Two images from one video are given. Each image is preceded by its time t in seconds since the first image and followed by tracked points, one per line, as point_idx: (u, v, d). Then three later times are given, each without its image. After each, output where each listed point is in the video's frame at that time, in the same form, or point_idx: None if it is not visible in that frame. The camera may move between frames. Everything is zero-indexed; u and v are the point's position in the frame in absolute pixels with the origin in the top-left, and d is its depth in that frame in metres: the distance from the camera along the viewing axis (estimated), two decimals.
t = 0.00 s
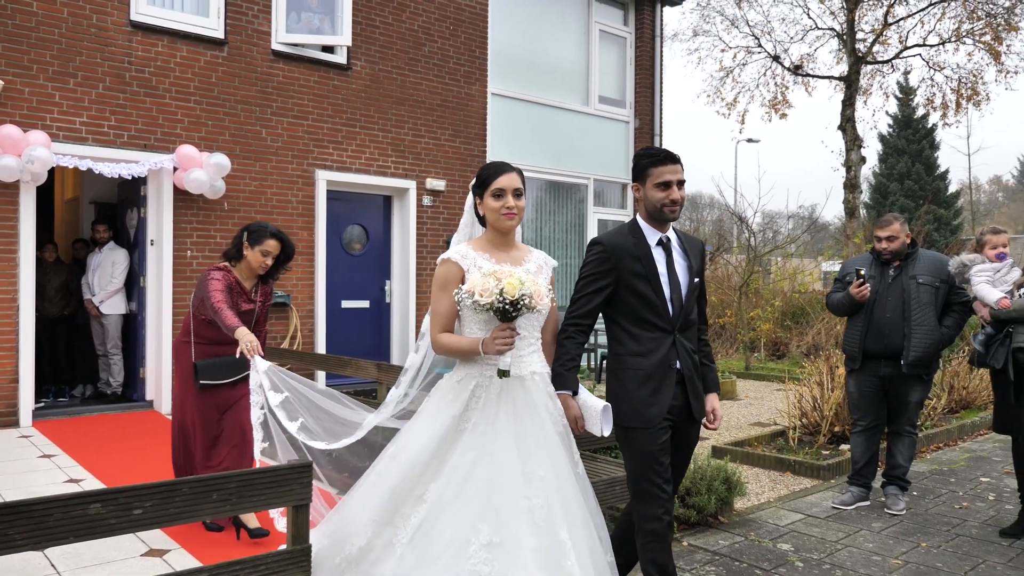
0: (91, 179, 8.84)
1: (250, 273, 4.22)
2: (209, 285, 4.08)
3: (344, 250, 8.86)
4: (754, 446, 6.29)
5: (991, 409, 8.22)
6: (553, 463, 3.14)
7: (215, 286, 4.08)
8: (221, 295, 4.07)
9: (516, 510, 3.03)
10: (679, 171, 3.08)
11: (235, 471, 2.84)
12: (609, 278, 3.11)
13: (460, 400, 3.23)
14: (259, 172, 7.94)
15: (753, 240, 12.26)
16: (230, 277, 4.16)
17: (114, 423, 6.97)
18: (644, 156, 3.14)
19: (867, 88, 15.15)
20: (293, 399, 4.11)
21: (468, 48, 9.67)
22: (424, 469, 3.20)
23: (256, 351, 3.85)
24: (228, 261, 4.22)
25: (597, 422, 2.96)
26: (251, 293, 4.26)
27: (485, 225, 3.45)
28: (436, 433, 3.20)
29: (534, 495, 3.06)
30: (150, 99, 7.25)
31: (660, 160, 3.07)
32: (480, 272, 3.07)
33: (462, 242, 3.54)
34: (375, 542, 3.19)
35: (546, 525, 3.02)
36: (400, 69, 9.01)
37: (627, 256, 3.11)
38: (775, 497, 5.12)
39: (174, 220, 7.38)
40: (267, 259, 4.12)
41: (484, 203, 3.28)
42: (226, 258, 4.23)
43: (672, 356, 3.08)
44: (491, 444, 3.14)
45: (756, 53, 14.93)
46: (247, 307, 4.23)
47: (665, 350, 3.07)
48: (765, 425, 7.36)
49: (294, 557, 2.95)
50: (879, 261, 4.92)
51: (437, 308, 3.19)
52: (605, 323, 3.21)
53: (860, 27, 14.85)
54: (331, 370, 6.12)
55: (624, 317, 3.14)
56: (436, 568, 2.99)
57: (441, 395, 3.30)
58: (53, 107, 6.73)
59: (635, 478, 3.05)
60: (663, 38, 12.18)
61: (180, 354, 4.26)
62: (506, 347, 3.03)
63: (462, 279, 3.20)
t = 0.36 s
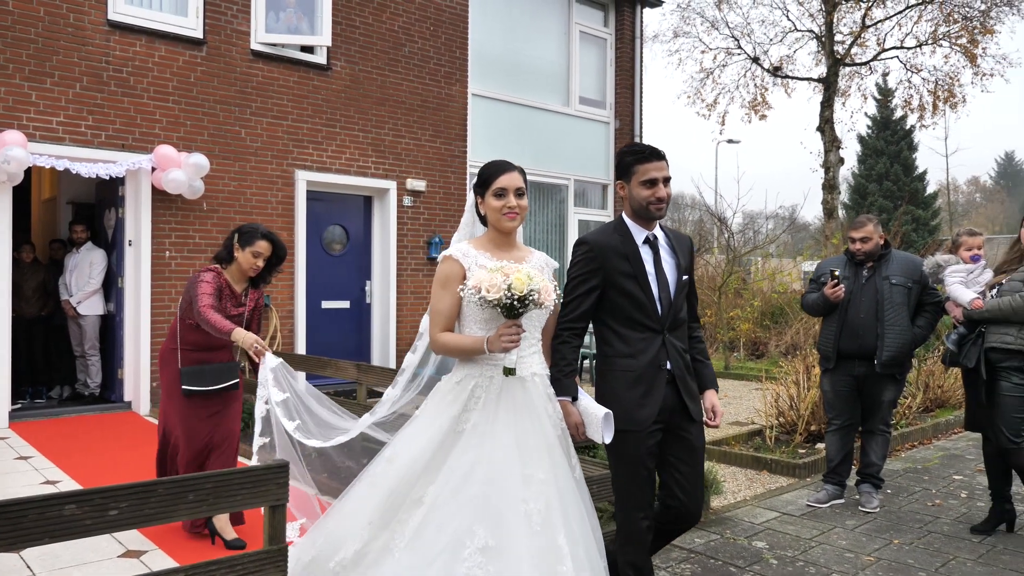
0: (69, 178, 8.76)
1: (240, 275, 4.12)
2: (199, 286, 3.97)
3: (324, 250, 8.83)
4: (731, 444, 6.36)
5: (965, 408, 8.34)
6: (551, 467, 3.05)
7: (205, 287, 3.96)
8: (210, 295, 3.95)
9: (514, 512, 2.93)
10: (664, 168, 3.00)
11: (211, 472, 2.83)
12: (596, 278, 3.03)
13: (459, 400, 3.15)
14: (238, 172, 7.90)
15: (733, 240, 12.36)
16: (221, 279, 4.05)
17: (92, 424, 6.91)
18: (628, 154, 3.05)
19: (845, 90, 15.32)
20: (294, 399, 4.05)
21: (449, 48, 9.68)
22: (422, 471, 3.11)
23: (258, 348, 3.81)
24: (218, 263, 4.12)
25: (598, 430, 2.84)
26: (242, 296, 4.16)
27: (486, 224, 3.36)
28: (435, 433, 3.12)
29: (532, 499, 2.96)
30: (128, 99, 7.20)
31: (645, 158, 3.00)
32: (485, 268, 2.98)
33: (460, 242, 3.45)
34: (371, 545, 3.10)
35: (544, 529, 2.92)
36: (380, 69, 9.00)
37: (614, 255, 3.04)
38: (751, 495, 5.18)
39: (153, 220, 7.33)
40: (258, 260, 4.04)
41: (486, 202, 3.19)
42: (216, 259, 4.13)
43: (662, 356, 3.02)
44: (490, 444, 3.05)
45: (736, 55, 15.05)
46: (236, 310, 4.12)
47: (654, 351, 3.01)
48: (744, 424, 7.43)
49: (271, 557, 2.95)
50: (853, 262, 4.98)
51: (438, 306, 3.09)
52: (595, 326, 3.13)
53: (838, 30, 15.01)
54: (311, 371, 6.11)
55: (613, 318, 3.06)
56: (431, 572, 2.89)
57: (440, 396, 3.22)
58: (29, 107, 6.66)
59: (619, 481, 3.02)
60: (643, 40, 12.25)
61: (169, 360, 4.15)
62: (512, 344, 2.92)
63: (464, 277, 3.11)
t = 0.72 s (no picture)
0: (53, 177, 8.72)
1: (233, 271, 4.03)
2: (191, 281, 3.85)
3: (309, 248, 8.84)
4: (715, 441, 6.41)
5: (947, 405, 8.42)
6: (552, 460, 2.94)
7: (196, 283, 3.86)
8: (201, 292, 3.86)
9: (518, 505, 2.78)
10: (661, 158, 3.02)
11: (191, 467, 2.84)
12: (588, 272, 3.03)
13: (455, 395, 3.03)
14: (223, 171, 7.88)
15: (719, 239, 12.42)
16: (212, 275, 3.96)
17: (77, 423, 6.88)
18: (624, 143, 3.08)
19: (831, 89, 15.42)
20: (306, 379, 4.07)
21: (435, 47, 9.69)
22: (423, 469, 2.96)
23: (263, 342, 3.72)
24: (212, 259, 4.03)
25: (592, 425, 2.82)
26: (234, 292, 4.09)
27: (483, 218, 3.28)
28: (433, 430, 3.00)
29: (535, 492, 2.82)
30: (113, 98, 7.17)
31: (641, 146, 3.02)
32: (482, 261, 2.91)
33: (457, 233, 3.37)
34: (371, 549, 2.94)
35: (548, 524, 2.77)
36: (366, 68, 9.00)
37: (607, 249, 3.04)
38: (734, 491, 5.23)
39: (137, 218, 7.30)
40: (252, 257, 3.94)
41: (481, 195, 3.12)
42: (210, 255, 4.04)
43: (651, 353, 3.02)
44: (490, 437, 2.91)
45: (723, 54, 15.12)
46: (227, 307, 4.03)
47: (643, 347, 3.01)
48: (728, 421, 7.49)
49: (252, 551, 2.95)
50: (834, 259, 5.03)
51: (433, 300, 3.01)
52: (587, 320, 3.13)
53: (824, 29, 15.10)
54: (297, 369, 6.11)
55: (603, 313, 3.06)
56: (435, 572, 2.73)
57: (436, 392, 3.10)
58: (13, 105, 6.63)
59: (602, 478, 3.03)
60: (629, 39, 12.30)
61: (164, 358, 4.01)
62: (508, 339, 2.86)
63: (460, 270, 3.02)
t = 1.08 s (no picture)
0: (49, 175, 8.73)
1: (231, 264, 3.99)
2: (188, 277, 3.82)
3: (304, 246, 8.86)
4: (707, 436, 6.44)
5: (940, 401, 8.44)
6: (557, 451, 2.89)
7: (194, 278, 3.83)
8: (199, 287, 3.83)
9: (529, 496, 2.70)
10: (664, 147, 2.93)
11: (178, 457, 2.86)
12: (586, 263, 2.93)
13: (455, 389, 2.97)
14: (218, 168, 7.91)
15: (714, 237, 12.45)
16: (210, 269, 3.92)
17: (71, 420, 6.91)
18: (627, 132, 2.98)
19: (826, 88, 15.46)
20: (322, 359, 4.11)
21: (429, 45, 9.72)
22: (427, 467, 2.87)
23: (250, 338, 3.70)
24: (208, 252, 3.98)
25: (591, 419, 2.78)
26: (231, 284, 4.05)
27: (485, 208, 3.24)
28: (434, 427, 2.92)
29: (545, 483, 2.75)
30: (107, 96, 7.20)
31: (645, 135, 2.93)
32: (486, 248, 2.85)
33: (458, 224, 3.32)
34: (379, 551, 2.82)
35: (560, 514, 2.70)
36: (360, 67, 9.03)
37: (605, 240, 2.94)
38: (725, 485, 5.26)
39: (133, 216, 7.33)
40: (249, 251, 3.91)
41: (483, 185, 3.07)
42: (206, 248, 4.00)
43: (649, 348, 2.90)
44: (495, 429, 2.84)
45: (718, 53, 15.16)
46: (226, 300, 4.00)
47: (641, 342, 2.89)
48: (721, 416, 7.53)
49: (240, 540, 2.97)
50: (823, 254, 5.06)
51: (432, 291, 2.96)
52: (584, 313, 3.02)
53: (819, 28, 15.14)
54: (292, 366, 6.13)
55: (601, 306, 2.95)
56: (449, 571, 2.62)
57: (435, 388, 3.04)
58: (8, 103, 6.65)
59: (592, 474, 2.98)
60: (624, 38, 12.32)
61: (163, 353, 3.96)
62: (508, 329, 2.81)
63: (462, 260, 2.97)
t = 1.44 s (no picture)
0: (47, 176, 8.75)
1: (229, 267, 3.83)
2: (191, 286, 3.63)
3: (301, 245, 8.90)
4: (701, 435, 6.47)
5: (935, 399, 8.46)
6: (565, 457, 2.84)
7: (197, 286, 3.64)
8: (203, 295, 3.64)
9: (542, 503, 2.64)
10: (671, 151, 2.86)
11: (170, 454, 2.89)
12: (592, 264, 2.90)
13: (462, 394, 2.88)
14: (215, 168, 7.94)
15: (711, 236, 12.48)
16: (211, 275, 3.74)
17: (69, 419, 6.95)
18: (636, 134, 2.92)
19: (823, 87, 15.49)
20: (334, 357, 4.20)
21: (426, 45, 9.75)
22: (433, 475, 2.76)
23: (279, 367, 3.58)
24: (206, 257, 3.79)
25: (591, 423, 2.75)
26: (231, 287, 3.88)
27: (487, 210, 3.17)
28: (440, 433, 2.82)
29: (556, 489, 2.69)
30: (104, 96, 7.23)
31: (652, 137, 2.87)
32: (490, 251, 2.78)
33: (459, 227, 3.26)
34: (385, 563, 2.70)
35: (571, 521, 2.65)
36: (356, 67, 9.06)
37: (611, 241, 2.91)
38: (717, 483, 5.29)
39: (130, 216, 7.37)
40: (246, 252, 3.74)
41: (486, 186, 3.00)
42: (202, 252, 3.81)
43: (654, 353, 2.85)
44: (505, 436, 2.76)
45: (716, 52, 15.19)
46: (227, 303, 3.86)
47: (645, 347, 2.85)
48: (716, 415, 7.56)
49: (231, 536, 3.00)
50: (814, 253, 5.10)
51: (434, 294, 2.89)
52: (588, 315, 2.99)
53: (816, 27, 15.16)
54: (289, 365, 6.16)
55: (605, 308, 2.93)
56: None
57: (439, 393, 2.95)
58: (5, 104, 6.69)
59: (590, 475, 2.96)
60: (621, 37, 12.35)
61: (167, 361, 3.84)
62: (514, 334, 2.74)
63: (463, 263, 2.91)
